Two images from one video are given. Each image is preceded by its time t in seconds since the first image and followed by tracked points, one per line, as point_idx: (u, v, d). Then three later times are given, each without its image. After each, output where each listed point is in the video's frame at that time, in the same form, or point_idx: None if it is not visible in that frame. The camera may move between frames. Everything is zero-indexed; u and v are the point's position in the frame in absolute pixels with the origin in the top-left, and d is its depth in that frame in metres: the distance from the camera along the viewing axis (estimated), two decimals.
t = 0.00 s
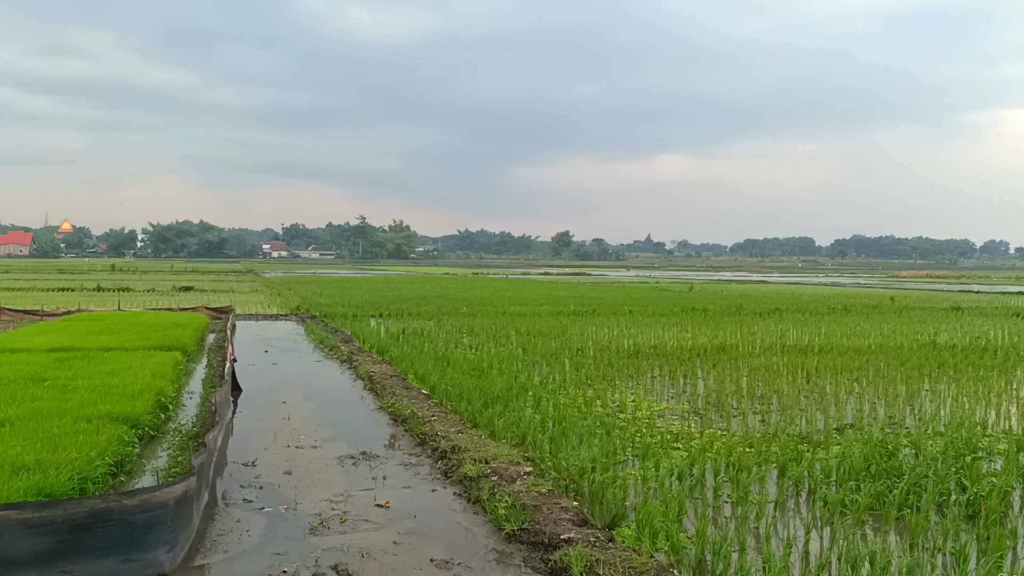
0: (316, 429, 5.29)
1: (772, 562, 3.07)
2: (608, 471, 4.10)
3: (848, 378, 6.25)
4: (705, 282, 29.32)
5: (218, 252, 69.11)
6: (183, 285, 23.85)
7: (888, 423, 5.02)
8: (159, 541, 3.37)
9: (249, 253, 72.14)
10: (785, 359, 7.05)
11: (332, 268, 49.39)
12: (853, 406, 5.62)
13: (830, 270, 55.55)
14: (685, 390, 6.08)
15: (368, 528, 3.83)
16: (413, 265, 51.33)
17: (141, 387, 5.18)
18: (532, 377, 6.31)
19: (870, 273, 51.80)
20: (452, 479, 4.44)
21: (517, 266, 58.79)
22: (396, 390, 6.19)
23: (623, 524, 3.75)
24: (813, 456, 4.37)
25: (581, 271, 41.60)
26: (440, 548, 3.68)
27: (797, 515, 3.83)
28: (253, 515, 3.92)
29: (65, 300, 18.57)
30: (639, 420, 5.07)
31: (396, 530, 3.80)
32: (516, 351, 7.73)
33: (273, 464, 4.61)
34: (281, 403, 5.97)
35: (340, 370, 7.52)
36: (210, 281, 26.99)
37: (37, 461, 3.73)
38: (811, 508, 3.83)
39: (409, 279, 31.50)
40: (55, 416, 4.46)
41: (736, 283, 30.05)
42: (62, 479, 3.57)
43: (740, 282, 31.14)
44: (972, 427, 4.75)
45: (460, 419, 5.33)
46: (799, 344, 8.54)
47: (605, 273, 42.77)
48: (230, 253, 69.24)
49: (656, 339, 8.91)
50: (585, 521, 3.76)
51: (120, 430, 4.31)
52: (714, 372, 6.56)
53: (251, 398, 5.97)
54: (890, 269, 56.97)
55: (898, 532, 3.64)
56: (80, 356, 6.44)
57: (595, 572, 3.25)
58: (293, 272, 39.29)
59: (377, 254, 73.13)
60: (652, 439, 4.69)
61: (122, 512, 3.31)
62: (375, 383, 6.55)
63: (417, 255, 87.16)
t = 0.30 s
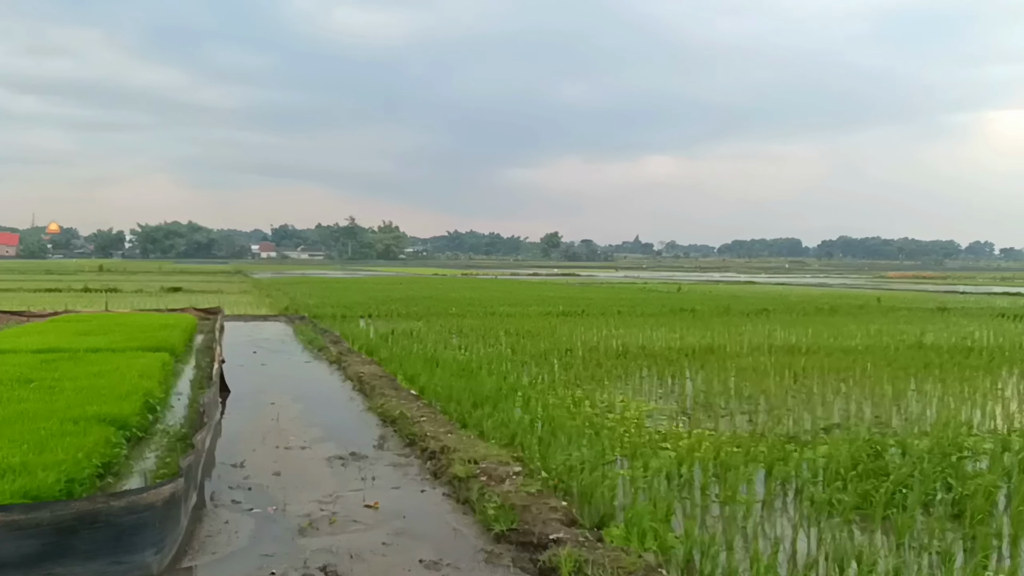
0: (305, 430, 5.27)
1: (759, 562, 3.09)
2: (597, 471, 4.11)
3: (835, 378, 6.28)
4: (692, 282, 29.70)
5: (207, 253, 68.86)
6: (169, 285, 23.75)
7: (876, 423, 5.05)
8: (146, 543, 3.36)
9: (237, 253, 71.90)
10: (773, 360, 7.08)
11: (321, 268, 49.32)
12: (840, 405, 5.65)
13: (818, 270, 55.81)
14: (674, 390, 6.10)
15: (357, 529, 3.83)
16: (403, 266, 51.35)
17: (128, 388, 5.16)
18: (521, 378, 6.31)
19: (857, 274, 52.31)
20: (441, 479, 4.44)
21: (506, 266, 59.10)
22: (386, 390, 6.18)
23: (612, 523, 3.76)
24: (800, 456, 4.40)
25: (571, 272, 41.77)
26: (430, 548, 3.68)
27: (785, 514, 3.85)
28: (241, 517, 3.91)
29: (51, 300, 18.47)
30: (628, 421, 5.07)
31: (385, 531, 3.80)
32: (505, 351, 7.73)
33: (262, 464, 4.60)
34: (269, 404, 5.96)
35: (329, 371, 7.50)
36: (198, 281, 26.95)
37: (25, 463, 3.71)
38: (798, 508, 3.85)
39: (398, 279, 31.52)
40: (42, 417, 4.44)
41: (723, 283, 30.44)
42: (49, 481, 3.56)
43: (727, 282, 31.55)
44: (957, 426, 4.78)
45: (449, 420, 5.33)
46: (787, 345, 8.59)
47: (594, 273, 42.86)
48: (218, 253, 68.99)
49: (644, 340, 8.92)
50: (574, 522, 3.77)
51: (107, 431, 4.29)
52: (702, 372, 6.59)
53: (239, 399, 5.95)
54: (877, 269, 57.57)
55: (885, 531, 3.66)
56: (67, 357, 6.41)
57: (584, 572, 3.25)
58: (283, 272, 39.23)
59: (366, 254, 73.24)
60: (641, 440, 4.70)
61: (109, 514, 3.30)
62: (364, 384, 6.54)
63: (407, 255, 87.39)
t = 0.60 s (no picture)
0: (293, 432, 5.25)
1: (749, 562, 3.09)
2: (586, 473, 4.10)
3: (824, 379, 6.30)
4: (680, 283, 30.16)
5: (196, 254, 68.60)
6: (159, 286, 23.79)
7: (864, 424, 5.06)
8: (133, 546, 3.34)
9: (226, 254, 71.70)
10: (763, 361, 7.10)
11: (310, 269, 49.22)
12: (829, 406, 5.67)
13: (807, 271, 56.04)
14: (663, 391, 6.11)
15: (346, 531, 3.82)
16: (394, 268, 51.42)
17: (115, 390, 5.13)
18: (510, 379, 6.30)
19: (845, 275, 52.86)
20: (430, 481, 4.43)
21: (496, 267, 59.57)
22: (374, 392, 6.16)
23: (602, 525, 3.76)
24: (790, 457, 4.41)
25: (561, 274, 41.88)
26: (419, 550, 3.67)
27: (774, 515, 3.86)
28: (229, 519, 3.89)
29: (38, 301, 18.37)
30: (617, 423, 5.07)
31: (374, 533, 3.79)
32: (495, 353, 7.72)
33: (250, 466, 4.58)
34: (257, 406, 5.93)
35: (317, 373, 7.48)
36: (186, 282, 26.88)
37: (11, 466, 3.68)
38: (787, 509, 3.86)
39: (388, 280, 31.53)
40: (29, 419, 4.40)
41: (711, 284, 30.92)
42: (36, 483, 3.53)
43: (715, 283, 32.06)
44: (945, 427, 4.80)
45: (438, 422, 5.32)
46: (776, 345, 8.61)
47: (584, 274, 42.95)
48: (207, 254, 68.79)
49: (633, 341, 8.94)
50: (564, 523, 3.76)
51: (94, 433, 4.26)
52: (692, 373, 6.60)
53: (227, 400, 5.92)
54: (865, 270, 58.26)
55: (874, 532, 3.67)
56: (53, 359, 6.37)
57: (573, 573, 3.25)
58: (272, 274, 39.15)
59: (356, 255, 73.38)
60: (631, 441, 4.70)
61: (96, 516, 3.27)
62: (352, 386, 6.52)
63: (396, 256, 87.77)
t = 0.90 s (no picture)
0: (283, 434, 5.24)
1: (740, 562, 3.10)
2: (577, 473, 4.11)
3: (814, 380, 6.33)
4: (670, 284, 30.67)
5: (184, 255, 68.31)
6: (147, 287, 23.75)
7: (853, 425, 5.07)
8: (122, 548, 3.32)
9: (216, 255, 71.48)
10: (753, 362, 7.12)
11: (301, 271, 49.14)
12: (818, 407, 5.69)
13: (797, 273, 56.24)
14: (653, 392, 6.12)
15: (336, 532, 3.81)
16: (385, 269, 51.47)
17: (104, 391, 5.10)
18: (500, 380, 6.30)
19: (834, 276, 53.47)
20: (421, 482, 4.43)
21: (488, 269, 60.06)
22: (364, 394, 6.15)
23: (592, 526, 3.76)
24: (780, 458, 4.42)
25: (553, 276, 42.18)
26: (409, 551, 3.66)
27: (764, 516, 3.87)
28: (219, 521, 3.88)
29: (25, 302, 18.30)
30: (607, 424, 5.06)
31: (364, 534, 3.79)
32: (485, 354, 7.72)
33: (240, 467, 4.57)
34: (247, 408, 5.91)
35: (307, 374, 7.46)
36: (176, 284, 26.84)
37: None
38: (777, 510, 3.87)
39: (377, 281, 31.53)
40: (17, 421, 4.38)
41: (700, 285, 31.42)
42: (23, 486, 3.51)
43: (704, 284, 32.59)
44: (934, 427, 4.83)
45: (428, 423, 5.31)
46: (766, 346, 8.65)
47: (575, 276, 43.01)
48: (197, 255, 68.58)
49: (624, 342, 8.95)
50: (554, 525, 3.76)
51: (83, 435, 4.24)
52: (682, 373, 6.61)
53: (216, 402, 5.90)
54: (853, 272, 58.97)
55: (863, 532, 3.69)
56: (41, 360, 6.34)
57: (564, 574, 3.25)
58: (263, 276, 39.13)
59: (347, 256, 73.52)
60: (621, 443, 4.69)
61: (84, 518, 3.25)
62: (342, 387, 6.51)
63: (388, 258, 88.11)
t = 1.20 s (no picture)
0: (263, 441, 5.10)
1: (736, 571, 3.00)
2: (567, 480, 3.99)
3: (809, 384, 6.23)
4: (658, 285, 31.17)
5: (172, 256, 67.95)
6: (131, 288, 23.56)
7: (849, 430, 4.97)
8: (97, 559, 3.19)
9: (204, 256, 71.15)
10: (747, 365, 7.03)
11: (289, 272, 48.94)
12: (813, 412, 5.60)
13: (787, 274, 56.29)
14: (645, 397, 6.01)
15: (319, 542, 3.69)
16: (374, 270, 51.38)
17: (78, 397, 4.96)
18: (488, 385, 6.19)
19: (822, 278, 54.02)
20: (406, 490, 4.31)
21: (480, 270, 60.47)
22: (349, 400, 6.01)
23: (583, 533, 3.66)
24: (775, 464, 4.32)
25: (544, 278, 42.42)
26: (395, 561, 3.54)
27: (759, 523, 3.78)
28: (198, 530, 3.75)
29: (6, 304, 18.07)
30: (598, 430, 4.94)
31: (348, 544, 3.66)
32: (472, 358, 7.61)
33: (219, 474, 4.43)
34: (227, 414, 5.78)
35: (289, 379, 7.32)
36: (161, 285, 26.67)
37: None
38: (772, 517, 3.77)
39: (367, 283, 31.36)
40: None
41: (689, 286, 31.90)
42: None
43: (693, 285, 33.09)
44: (932, 432, 4.74)
45: (414, 429, 5.19)
46: (759, 349, 8.56)
47: (567, 278, 42.95)
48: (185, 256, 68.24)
49: (616, 346, 8.83)
50: (543, 533, 3.65)
51: (56, 442, 4.11)
52: (675, 378, 6.51)
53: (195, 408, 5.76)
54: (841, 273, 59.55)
55: (859, 540, 3.59)
56: (14, 365, 6.17)
57: None
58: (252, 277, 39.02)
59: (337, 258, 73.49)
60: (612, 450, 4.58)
61: (58, 528, 3.12)
62: (325, 392, 6.38)
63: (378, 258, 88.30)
